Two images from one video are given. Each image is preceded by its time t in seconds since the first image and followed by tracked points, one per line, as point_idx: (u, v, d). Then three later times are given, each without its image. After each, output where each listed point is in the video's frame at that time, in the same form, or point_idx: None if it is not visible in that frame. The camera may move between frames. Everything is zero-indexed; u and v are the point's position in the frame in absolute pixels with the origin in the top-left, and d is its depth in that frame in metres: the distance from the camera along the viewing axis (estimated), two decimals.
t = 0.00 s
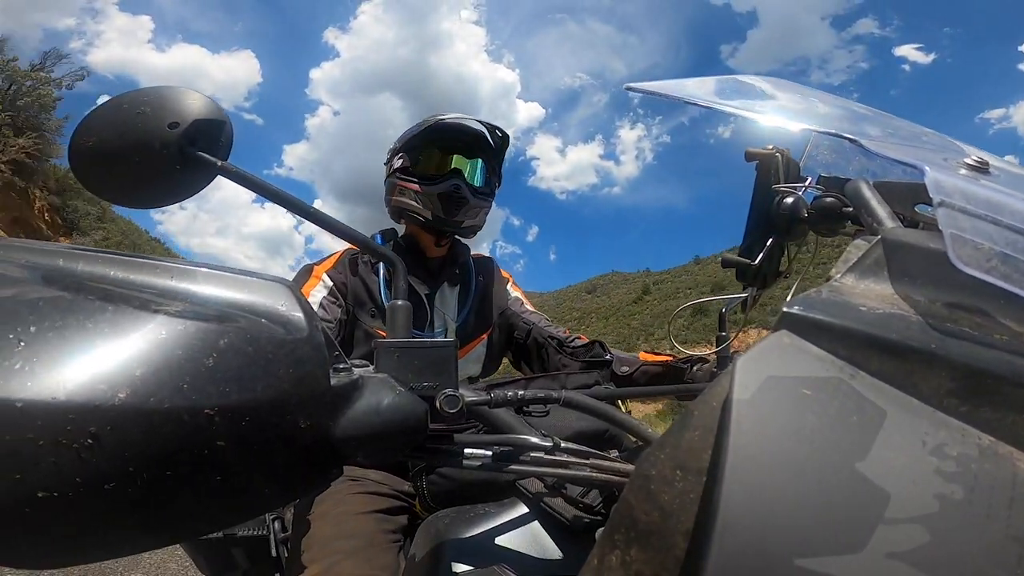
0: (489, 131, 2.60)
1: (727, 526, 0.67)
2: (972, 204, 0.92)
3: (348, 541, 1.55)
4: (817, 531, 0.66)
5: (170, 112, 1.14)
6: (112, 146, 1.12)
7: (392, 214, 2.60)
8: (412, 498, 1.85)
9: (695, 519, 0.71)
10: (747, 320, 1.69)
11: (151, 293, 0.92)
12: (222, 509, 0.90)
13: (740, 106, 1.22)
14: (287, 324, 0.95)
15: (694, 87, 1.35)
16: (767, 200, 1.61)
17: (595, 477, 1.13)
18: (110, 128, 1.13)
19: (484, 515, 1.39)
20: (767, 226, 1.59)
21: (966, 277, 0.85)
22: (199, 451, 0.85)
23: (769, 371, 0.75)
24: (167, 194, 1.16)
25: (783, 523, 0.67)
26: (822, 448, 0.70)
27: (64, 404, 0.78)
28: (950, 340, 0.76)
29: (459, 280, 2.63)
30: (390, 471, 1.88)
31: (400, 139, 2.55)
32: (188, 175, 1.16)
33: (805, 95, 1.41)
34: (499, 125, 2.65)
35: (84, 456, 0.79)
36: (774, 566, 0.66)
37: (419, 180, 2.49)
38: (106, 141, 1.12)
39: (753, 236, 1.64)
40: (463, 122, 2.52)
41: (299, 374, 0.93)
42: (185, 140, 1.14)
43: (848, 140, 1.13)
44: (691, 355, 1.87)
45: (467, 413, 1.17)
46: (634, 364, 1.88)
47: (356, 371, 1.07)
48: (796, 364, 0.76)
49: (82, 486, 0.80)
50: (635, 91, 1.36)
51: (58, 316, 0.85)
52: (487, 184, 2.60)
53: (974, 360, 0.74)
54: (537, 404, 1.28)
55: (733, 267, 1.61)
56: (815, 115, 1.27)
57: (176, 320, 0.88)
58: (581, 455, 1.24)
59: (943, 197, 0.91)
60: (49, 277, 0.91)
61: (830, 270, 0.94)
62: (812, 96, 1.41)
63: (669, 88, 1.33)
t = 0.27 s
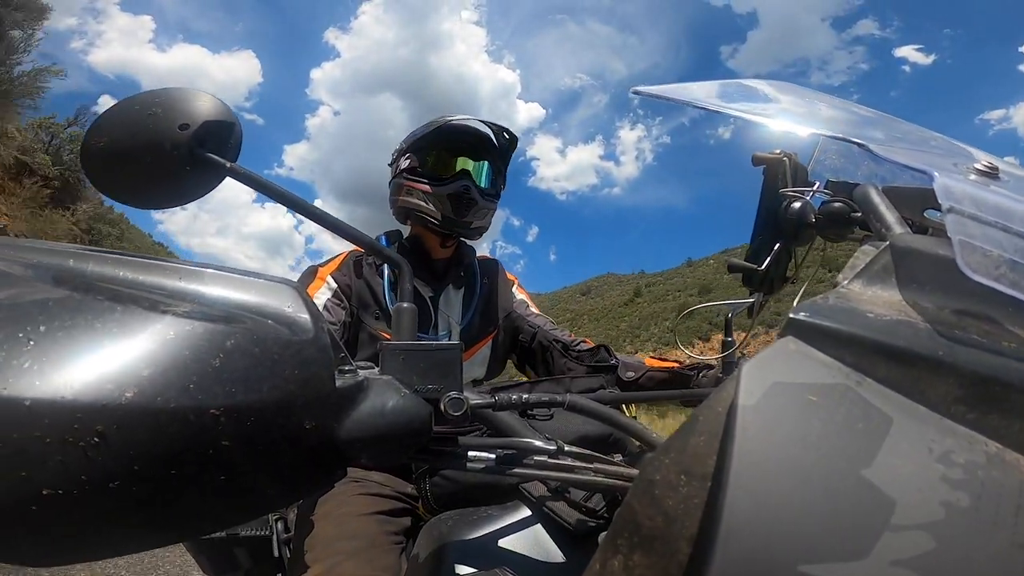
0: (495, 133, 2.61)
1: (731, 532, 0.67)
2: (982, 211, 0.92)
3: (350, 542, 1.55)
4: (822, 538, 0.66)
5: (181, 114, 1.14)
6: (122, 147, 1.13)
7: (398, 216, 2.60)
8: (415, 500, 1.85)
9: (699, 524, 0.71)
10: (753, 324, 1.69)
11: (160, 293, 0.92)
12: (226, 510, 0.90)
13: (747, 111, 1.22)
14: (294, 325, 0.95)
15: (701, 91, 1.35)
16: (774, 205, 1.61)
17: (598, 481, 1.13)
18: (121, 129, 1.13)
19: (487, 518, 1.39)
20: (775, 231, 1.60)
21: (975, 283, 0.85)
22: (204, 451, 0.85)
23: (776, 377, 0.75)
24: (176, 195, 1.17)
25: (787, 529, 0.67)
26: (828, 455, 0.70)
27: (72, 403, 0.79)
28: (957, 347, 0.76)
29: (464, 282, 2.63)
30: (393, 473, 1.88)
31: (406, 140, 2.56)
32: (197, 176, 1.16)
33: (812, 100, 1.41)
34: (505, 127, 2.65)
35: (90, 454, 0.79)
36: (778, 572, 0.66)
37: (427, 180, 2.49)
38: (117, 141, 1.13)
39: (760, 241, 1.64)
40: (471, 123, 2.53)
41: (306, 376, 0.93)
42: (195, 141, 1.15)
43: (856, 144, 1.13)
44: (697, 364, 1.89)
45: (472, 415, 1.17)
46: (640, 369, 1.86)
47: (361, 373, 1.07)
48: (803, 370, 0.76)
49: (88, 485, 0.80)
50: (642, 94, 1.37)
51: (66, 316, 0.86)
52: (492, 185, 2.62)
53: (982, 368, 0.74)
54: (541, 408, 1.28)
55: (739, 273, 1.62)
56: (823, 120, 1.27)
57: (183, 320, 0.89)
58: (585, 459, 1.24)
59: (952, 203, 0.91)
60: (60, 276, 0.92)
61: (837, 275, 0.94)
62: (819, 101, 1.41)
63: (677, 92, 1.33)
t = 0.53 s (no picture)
0: (502, 134, 2.61)
1: (733, 535, 0.67)
2: (991, 216, 0.91)
3: (351, 542, 1.55)
4: (825, 542, 0.66)
5: (189, 112, 1.14)
6: (131, 145, 1.13)
7: (405, 216, 2.61)
8: (416, 501, 1.85)
9: (699, 528, 0.71)
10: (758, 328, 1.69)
11: (165, 290, 0.92)
12: (227, 508, 0.90)
13: (755, 114, 1.22)
14: (299, 324, 0.95)
15: (708, 94, 1.35)
16: (780, 209, 1.61)
17: (599, 484, 1.12)
18: (130, 127, 1.14)
19: (488, 520, 1.39)
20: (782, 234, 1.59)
21: (983, 289, 0.85)
22: (206, 449, 0.85)
23: (780, 381, 0.75)
24: (184, 193, 1.17)
25: (790, 533, 0.67)
26: (832, 459, 0.69)
27: (75, 399, 0.79)
28: (965, 353, 0.76)
29: (469, 283, 2.64)
30: (394, 474, 1.88)
31: (413, 139, 2.55)
32: (205, 175, 1.16)
33: (820, 104, 1.41)
34: (511, 127, 2.66)
35: (93, 451, 0.80)
36: None
37: (435, 179, 2.50)
38: (125, 139, 1.13)
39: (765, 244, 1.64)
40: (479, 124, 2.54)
41: (309, 374, 0.93)
42: (203, 140, 1.15)
43: (864, 148, 1.13)
44: (701, 367, 1.90)
45: (474, 417, 1.17)
46: (644, 372, 1.86)
47: (365, 373, 1.07)
48: (808, 374, 0.76)
49: (90, 481, 0.80)
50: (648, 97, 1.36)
51: (71, 312, 0.86)
52: (499, 185, 2.61)
53: (989, 374, 0.73)
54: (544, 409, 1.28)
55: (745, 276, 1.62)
56: (830, 125, 1.27)
57: (188, 317, 0.89)
58: (587, 461, 1.24)
59: (960, 209, 0.90)
60: (66, 272, 0.92)
61: (844, 280, 0.94)
62: (827, 105, 1.41)
63: (684, 95, 1.33)
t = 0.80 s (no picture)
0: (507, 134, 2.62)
1: (734, 535, 0.67)
2: (994, 215, 0.91)
3: (353, 540, 1.56)
4: (826, 542, 0.66)
5: (193, 110, 1.15)
6: (135, 143, 1.14)
7: (409, 214, 2.62)
8: (418, 499, 1.85)
9: (700, 527, 0.71)
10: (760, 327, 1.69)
11: (168, 287, 0.92)
12: (230, 505, 0.90)
13: (759, 113, 1.22)
14: (301, 322, 0.95)
15: (712, 93, 1.35)
16: (783, 207, 1.61)
17: (601, 483, 1.12)
18: (133, 125, 1.14)
19: (489, 518, 1.39)
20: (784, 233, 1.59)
21: (985, 288, 0.85)
22: (208, 446, 0.85)
23: (781, 380, 0.75)
24: (187, 190, 1.17)
25: (790, 532, 0.67)
26: (833, 459, 0.70)
27: (79, 397, 0.79)
28: (967, 353, 0.76)
29: (473, 281, 2.63)
30: (396, 472, 1.88)
31: (418, 138, 2.56)
32: (208, 172, 1.16)
33: (823, 103, 1.41)
34: (516, 125, 2.66)
35: (96, 448, 0.80)
36: None
37: (441, 176, 2.50)
38: (129, 137, 1.14)
39: (768, 243, 1.64)
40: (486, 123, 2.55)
41: (311, 372, 0.93)
42: (206, 137, 1.15)
43: (867, 147, 1.13)
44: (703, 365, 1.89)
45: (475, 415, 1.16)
46: (645, 371, 1.87)
47: (367, 371, 1.07)
48: (810, 373, 0.76)
49: (93, 479, 0.80)
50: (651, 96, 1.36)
51: (74, 309, 0.86)
52: (502, 183, 2.62)
53: (992, 373, 0.73)
54: (546, 408, 1.28)
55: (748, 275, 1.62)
56: (834, 124, 1.27)
57: (191, 315, 0.89)
58: (588, 460, 1.25)
59: (963, 208, 0.90)
60: (70, 270, 0.92)
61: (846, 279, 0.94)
62: (831, 104, 1.40)
63: (687, 93, 1.33)
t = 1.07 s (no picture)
0: (510, 135, 2.62)
1: (740, 533, 0.67)
2: (998, 210, 0.91)
3: (359, 542, 1.55)
4: (832, 540, 0.66)
5: (192, 115, 1.15)
6: (136, 148, 1.14)
7: (412, 216, 2.61)
8: (423, 500, 1.85)
9: (705, 526, 0.70)
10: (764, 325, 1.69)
11: (171, 292, 0.92)
12: (236, 508, 0.90)
13: (760, 110, 1.21)
14: (304, 325, 0.95)
15: (712, 90, 1.34)
16: (786, 204, 1.61)
17: (606, 482, 1.12)
18: (133, 130, 1.14)
19: (494, 518, 1.39)
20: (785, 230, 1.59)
21: (990, 283, 0.84)
22: (213, 450, 0.85)
23: (786, 377, 0.75)
24: (188, 195, 1.17)
25: (797, 531, 0.67)
26: (839, 456, 0.69)
27: (84, 403, 0.79)
28: (973, 348, 0.75)
29: (476, 282, 2.64)
30: (401, 474, 1.88)
31: (421, 139, 2.55)
32: (208, 177, 1.16)
33: (825, 100, 1.40)
34: (519, 128, 2.66)
35: (102, 453, 0.80)
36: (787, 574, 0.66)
37: (445, 179, 2.50)
38: (129, 142, 1.14)
39: (770, 240, 1.64)
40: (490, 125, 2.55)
41: (314, 375, 0.93)
42: (206, 142, 1.15)
43: (869, 143, 1.12)
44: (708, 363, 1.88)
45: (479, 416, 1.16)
46: (649, 370, 1.87)
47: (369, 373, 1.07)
48: (815, 371, 0.76)
49: (100, 484, 0.80)
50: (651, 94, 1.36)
51: (79, 315, 0.86)
52: (505, 185, 2.63)
53: (999, 368, 0.72)
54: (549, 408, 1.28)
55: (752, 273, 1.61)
56: (835, 120, 1.26)
57: (195, 320, 0.89)
58: (592, 459, 1.24)
59: (967, 202, 0.90)
60: (73, 276, 0.92)
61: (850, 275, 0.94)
62: (833, 100, 1.40)
63: (687, 91, 1.33)
